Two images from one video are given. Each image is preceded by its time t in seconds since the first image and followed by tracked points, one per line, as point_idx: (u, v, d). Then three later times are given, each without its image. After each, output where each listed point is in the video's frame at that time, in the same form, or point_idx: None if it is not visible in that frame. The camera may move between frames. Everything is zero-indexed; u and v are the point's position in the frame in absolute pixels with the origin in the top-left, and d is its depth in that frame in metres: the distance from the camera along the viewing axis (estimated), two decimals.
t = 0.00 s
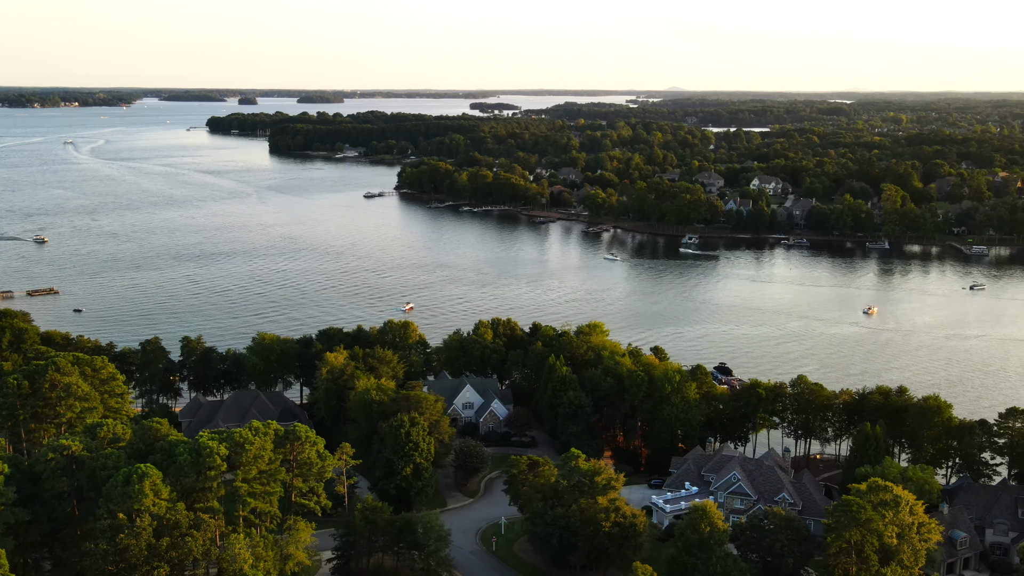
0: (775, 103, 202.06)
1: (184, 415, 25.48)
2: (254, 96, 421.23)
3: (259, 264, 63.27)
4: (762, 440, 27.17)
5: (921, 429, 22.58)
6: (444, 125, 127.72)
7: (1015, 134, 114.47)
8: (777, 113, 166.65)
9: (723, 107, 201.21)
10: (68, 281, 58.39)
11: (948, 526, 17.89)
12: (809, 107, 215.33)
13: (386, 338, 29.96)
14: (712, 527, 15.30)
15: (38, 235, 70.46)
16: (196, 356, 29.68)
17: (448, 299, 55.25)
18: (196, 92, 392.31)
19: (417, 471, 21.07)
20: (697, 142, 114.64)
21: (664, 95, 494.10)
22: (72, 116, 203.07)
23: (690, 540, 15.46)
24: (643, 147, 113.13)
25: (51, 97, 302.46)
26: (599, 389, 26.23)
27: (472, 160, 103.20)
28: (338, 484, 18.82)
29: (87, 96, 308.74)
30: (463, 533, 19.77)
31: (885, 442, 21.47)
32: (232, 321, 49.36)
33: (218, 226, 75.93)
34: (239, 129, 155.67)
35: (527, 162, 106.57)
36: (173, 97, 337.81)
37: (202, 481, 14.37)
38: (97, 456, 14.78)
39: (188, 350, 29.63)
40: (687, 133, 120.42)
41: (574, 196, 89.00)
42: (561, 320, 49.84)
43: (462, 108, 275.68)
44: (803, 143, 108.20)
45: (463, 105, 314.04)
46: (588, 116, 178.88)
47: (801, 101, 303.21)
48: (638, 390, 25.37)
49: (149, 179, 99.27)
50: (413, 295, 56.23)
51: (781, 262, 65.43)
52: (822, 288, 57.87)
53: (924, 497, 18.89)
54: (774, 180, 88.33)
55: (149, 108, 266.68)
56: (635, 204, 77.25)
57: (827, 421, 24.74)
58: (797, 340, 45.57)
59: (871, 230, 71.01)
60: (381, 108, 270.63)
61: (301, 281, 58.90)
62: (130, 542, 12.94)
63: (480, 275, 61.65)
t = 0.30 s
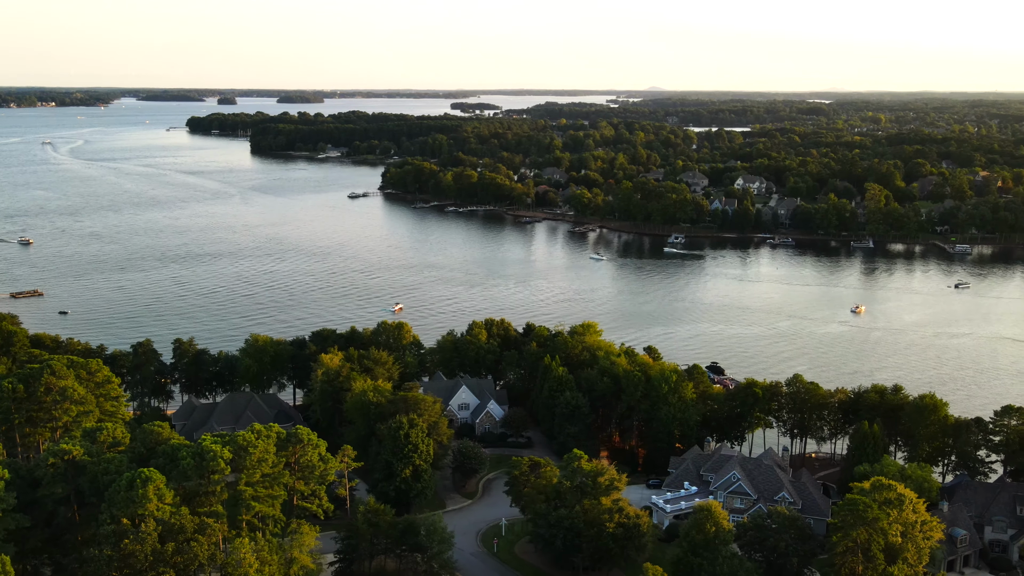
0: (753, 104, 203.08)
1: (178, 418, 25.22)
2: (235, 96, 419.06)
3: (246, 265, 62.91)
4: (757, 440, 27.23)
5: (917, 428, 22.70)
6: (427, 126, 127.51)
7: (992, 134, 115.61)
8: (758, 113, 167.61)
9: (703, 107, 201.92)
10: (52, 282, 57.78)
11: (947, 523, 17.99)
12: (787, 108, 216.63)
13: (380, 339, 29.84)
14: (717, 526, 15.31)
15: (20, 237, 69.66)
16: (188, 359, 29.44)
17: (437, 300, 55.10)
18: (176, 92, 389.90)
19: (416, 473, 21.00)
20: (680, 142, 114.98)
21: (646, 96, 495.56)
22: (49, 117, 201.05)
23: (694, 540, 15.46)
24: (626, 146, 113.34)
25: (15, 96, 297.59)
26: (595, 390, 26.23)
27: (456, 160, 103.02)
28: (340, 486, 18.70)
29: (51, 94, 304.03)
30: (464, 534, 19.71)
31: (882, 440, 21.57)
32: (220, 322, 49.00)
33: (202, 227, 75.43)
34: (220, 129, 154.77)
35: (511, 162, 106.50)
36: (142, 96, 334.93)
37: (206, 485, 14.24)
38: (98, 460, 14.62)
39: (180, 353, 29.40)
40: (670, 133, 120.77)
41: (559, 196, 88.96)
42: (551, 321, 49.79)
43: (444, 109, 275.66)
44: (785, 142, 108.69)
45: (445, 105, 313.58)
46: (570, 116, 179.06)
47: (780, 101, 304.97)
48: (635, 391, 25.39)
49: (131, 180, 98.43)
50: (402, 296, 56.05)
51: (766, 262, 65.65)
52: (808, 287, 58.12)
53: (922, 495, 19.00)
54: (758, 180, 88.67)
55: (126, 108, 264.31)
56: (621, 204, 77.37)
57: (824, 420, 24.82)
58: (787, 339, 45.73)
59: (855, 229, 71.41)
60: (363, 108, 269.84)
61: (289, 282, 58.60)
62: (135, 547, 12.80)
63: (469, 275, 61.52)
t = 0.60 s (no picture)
0: (733, 103, 203.82)
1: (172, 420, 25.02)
2: (215, 96, 416.60)
3: (232, 266, 62.49)
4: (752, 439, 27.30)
5: (913, 426, 22.83)
6: (409, 126, 127.27)
7: (970, 133, 116.80)
8: (738, 113, 168.58)
9: (682, 106, 202.68)
10: (36, 285, 57.13)
11: (946, 521, 18.10)
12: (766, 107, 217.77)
13: (374, 340, 29.72)
14: (721, 526, 15.34)
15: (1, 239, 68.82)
16: (180, 361, 29.16)
17: (426, 301, 54.96)
18: (154, 92, 387.28)
19: (415, 476, 20.90)
20: (662, 142, 115.31)
21: (629, 95, 496.50)
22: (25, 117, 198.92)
23: (700, 541, 15.46)
24: (609, 146, 113.53)
25: None
26: (591, 390, 26.22)
27: (440, 161, 102.86)
28: (341, 490, 18.57)
29: (28, 94, 301.24)
30: (465, 536, 19.63)
31: (878, 438, 21.67)
32: (208, 324, 48.67)
33: (186, 228, 74.88)
34: (200, 129, 153.75)
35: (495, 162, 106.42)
36: (121, 96, 332.42)
37: (209, 489, 14.12)
38: (99, 465, 14.48)
39: (171, 355, 29.12)
40: (652, 133, 121.10)
41: (544, 196, 88.97)
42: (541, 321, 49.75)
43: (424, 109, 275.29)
44: (766, 142, 109.21)
45: (425, 104, 313.24)
46: (552, 115, 179.13)
47: (760, 101, 306.33)
48: (631, 391, 25.39)
49: (111, 181, 97.53)
50: (391, 297, 55.86)
51: (751, 261, 65.89)
52: (793, 286, 58.39)
53: (920, 493, 19.11)
54: (741, 179, 89.00)
55: (103, 108, 262.17)
56: (606, 204, 77.49)
57: (819, 419, 24.95)
58: (776, 339, 45.91)
59: (839, 228, 71.82)
60: (342, 108, 268.81)
61: (277, 283, 58.28)
62: (139, 553, 12.64)
63: (457, 276, 61.39)
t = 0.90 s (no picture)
0: (711, 104, 204.58)
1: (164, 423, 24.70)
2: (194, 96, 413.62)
3: (218, 268, 62.01)
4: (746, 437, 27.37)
5: (908, 424, 22.95)
6: (390, 126, 126.94)
7: (948, 133, 117.90)
8: (717, 113, 169.54)
9: (660, 106, 203.42)
10: (18, 287, 56.41)
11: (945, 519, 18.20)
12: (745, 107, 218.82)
13: (367, 342, 29.59)
14: (725, 526, 15.38)
15: None
16: (171, 363, 28.90)
17: (414, 302, 54.74)
18: (132, 92, 384.26)
19: (413, 477, 20.78)
20: (644, 142, 115.63)
21: (610, 94, 497.41)
22: None
23: (704, 540, 15.48)
24: (590, 146, 113.68)
25: None
26: (587, 390, 26.20)
27: (422, 161, 102.61)
28: (342, 493, 18.44)
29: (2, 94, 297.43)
30: (465, 537, 19.56)
31: (875, 436, 21.79)
32: (195, 326, 48.25)
33: (169, 230, 74.28)
34: (179, 129, 152.63)
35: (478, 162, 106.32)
36: (97, 96, 329.21)
37: (213, 493, 14.00)
38: (100, 469, 14.34)
39: (162, 357, 28.80)
40: (633, 133, 121.40)
41: (528, 196, 88.98)
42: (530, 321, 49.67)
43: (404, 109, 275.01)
44: (747, 142, 109.72)
45: (405, 105, 312.79)
46: (532, 116, 179.20)
47: (739, 101, 307.73)
48: (627, 391, 25.40)
49: (91, 182, 96.52)
50: (380, 298, 55.66)
51: (735, 260, 66.11)
52: (778, 285, 58.63)
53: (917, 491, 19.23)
54: (724, 179, 89.26)
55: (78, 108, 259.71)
56: (591, 204, 77.60)
57: (813, 418, 25.08)
58: (765, 338, 46.08)
59: (823, 228, 72.22)
60: (321, 109, 267.99)
61: (264, 285, 57.89)
62: (145, 559, 12.51)
63: (443, 276, 61.24)
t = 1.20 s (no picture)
0: (690, 103, 205.47)
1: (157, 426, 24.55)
2: (172, 96, 410.54)
3: (202, 269, 61.53)
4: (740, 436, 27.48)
5: (902, 423, 23.10)
6: (371, 126, 126.54)
7: (924, 133, 119.03)
8: (696, 113, 170.37)
9: (640, 105, 203.90)
10: None
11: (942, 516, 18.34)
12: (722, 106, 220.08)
13: (359, 343, 29.45)
14: (728, 526, 15.43)
15: None
16: (161, 366, 28.62)
17: (402, 303, 54.58)
18: (108, 92, 380.70)
19: (411, 479, 20.68)
20: (625, 142, 115.91)
21: (590, 94, 498.47)
22: None
23: (707, 540, 15.53)
24: (571, 146, 113.77)
25: None
26: (581, 390, 26.19)
27: (404, 161, 102.34)
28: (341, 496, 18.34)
29: None
30: (464, 538, 19.53)
31: (869, 435, 21.92)
32: (180, 329, 47.83)
33: (151, 231, 73.61)
34: (156, 129, 151.35)
35: (460, 162, 106.15)
36: (73, 96, 325.89)
37: (215, 497, 13.87)
38: (101, 475, 14.20)
39: (152, 360, 28.54)
40: (614, 133, 121.68)
41: (511, 196, 88.97)
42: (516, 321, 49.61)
43: (382, 109, 274.26)
44: (727, 142, 110.18)
45: (384, 105, 311.91)
46: (512, 116, 179.28)
47: (711, 102, 310.15)
48: (622, 391, 25.41)
49: (68, 182, 95.48)
50: (367, 298, 55.48)
51: (718, 260, 66.33)
52: (762, 284, 58.89)
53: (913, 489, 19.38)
54: (706, 179, 89.53)
55: (52, 108, 256.97)
56: (575, 204, 77.66)
57: (807, 417, 25.22)
58: (752, 337, 46.29)
59: (805, 227, 72.63)
60: (299, 108, 266.55)
61: (249, 286, 57.50)
62: (150, 564, 12.39)
63: (429, 277, 61.06)
